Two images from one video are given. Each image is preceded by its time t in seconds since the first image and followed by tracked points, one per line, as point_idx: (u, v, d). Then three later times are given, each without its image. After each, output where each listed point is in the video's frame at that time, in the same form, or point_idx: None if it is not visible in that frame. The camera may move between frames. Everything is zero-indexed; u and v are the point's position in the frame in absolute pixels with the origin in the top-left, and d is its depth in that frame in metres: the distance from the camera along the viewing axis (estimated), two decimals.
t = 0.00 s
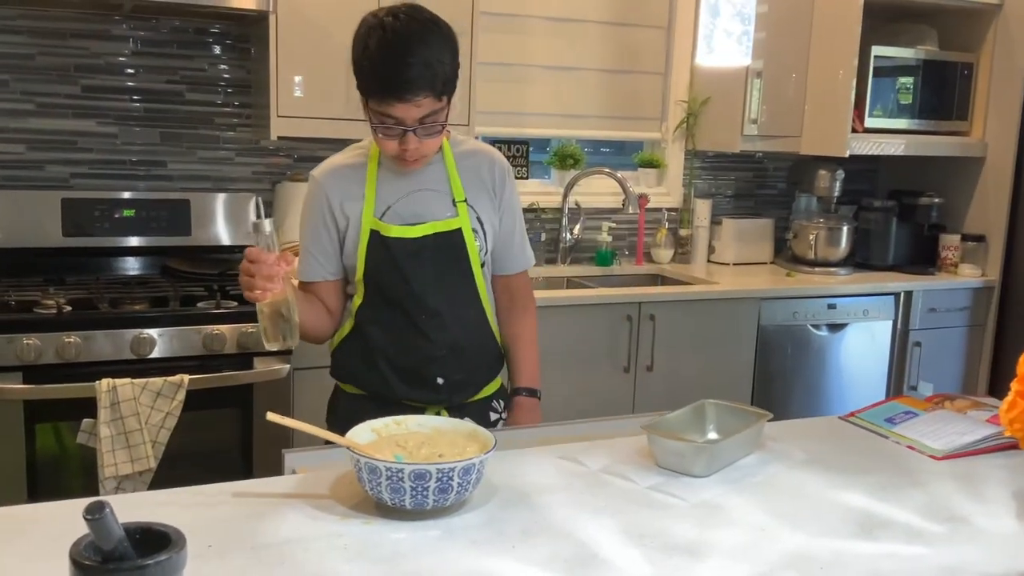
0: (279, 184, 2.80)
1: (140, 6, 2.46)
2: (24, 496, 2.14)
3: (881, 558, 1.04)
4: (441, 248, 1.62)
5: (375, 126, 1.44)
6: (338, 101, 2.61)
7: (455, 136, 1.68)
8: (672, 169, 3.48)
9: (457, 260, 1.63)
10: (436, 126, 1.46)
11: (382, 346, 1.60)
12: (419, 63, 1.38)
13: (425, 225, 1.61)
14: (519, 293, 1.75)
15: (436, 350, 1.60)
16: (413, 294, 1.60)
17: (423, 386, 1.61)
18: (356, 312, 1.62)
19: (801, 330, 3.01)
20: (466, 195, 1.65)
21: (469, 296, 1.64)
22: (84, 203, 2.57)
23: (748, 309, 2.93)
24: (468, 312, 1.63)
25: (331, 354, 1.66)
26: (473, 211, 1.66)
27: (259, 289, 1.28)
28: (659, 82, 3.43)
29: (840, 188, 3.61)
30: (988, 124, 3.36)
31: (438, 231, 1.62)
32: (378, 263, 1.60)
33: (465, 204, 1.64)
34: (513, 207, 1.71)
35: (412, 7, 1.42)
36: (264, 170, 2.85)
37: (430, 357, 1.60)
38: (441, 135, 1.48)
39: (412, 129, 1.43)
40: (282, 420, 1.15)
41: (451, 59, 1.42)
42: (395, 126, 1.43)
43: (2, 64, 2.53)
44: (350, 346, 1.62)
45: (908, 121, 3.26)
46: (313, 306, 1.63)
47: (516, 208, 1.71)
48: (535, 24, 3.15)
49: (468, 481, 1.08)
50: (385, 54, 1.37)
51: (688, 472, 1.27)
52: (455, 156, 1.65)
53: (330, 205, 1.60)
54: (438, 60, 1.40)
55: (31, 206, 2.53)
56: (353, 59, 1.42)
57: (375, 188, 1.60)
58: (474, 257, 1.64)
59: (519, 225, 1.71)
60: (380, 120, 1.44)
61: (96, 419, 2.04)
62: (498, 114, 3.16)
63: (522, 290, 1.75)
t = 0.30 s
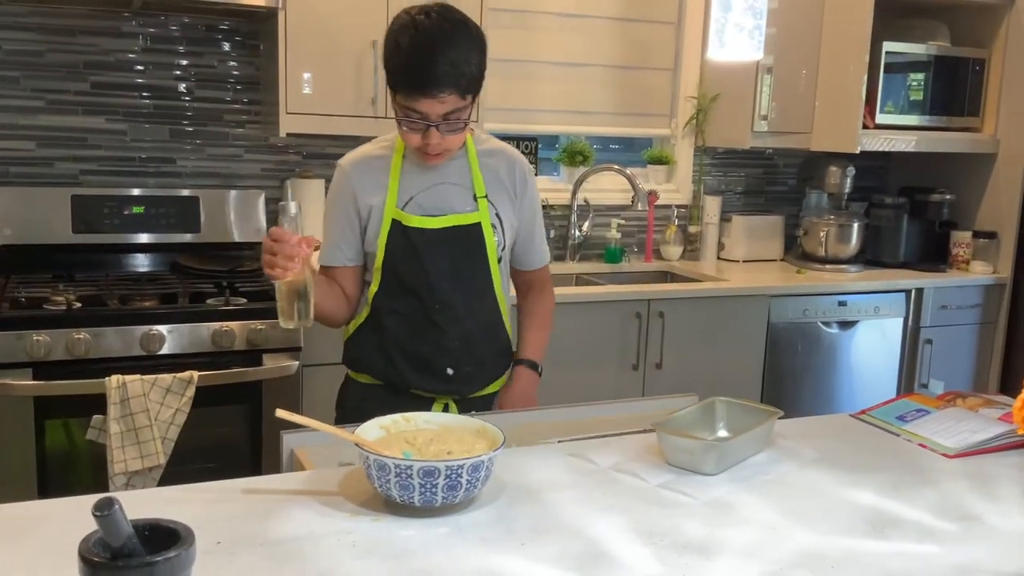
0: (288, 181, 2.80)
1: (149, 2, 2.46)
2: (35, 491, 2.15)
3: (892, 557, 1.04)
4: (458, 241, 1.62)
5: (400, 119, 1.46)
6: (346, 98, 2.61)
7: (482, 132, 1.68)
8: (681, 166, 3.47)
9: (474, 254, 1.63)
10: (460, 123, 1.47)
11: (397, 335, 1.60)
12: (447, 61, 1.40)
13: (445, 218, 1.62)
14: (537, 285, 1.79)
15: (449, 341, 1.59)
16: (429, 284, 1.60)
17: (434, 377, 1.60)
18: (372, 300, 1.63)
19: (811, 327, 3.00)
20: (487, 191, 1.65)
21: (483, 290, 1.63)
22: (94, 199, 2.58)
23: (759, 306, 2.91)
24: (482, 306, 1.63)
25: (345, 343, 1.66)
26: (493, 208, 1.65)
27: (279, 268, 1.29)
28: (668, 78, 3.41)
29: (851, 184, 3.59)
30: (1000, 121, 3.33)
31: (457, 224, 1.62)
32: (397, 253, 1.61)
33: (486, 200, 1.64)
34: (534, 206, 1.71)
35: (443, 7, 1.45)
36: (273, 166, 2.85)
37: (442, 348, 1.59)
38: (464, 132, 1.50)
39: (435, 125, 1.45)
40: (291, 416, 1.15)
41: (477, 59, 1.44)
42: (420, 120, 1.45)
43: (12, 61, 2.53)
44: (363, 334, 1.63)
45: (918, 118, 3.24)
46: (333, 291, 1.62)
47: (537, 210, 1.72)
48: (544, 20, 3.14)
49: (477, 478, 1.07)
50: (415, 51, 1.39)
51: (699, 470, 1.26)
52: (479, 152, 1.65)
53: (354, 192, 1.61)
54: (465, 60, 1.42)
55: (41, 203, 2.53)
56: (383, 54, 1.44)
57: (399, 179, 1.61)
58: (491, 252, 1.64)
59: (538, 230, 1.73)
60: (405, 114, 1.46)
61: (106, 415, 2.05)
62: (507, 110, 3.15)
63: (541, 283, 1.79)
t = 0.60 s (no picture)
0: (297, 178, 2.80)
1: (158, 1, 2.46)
2: (45, 488, 2.16)
3: (902, 556, 1.03)
4: (451, 237, 1.62)
5: (407, 110, 1.44)
6: (354, 95, 2.60)
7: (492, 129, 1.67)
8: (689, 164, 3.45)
9: (467, 250, 1.63)
10: (467, 121, 1.45)
11: (388, 327, 1.62)
12: (458, 58, 1.37)
13: (440, 213, 1.62)
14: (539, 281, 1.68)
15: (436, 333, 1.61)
16: (420, 279, 1.61)
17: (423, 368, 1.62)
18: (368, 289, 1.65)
19: (820, 325, 2.99)
20: (487, 188, 1.64)
21: (474, 285, 1.64)
22: (103, 197, 2.59)
23: (768, 303, 2.90)
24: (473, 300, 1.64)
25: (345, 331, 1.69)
26: (491, 205, 1.64)
27: (286, 252, 1.40)
28: (677, 75, 3.39)
29: (861, 182, 3.57)
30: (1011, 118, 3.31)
31: (451, 220, 1.62)
32: (391, 245, 1.62)
33: (484, 196, 1.63)
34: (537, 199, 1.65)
35: (464, 6, 1.42)
36: (282, 164, 2.85)
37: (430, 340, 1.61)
38: (471, 131, 1.47)
39: (441, 121, 1.43)
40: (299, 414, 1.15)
41: (490, 60, 1.42)
42: (426, 115, 1.44)
43: (22, 60, 2.54)
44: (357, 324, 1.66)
45: (928, 115, 3.22)
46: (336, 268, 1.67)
47: (542, 202, 1.66)
48: (553, 17, 3.14)
49: (485, 476, 1.07)
50: (427, 46, 1.37)
51: (709, 468, 1.25)
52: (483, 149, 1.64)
53: (360, 182, 1.64)
54: (476, 59, 1.39)
55: (50, 201, 2.54)
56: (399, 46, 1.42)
57: (400, 172, 1.63)
58: (485, 249, 1.64)
59: (540, 224, 1.65)
60: (413, 106, 1.44)
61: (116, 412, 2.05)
62: (515, 107, 3.15)
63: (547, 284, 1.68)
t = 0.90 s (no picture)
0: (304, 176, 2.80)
1: None
2: (54, 485, 2.17)
3: (912, 554, 1.03)
4: (392, 244, 1.60)
5: (346, 117, 1.39)
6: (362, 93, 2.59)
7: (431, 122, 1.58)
8: (697, 161, 3.43)
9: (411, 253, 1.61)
10: (406, 124, 1.40)
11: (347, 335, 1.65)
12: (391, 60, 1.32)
13: (375, 221, 1.59)
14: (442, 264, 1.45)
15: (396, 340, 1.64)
16: (370, 287, 1.62)
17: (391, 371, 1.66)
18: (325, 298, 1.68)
19: (828, 322, 2.98)
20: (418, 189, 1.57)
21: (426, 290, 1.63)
22: (111, 195, 2.59)
23: (776, 301, 2.90)
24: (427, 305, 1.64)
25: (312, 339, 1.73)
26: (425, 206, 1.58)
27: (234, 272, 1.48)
28: (685, 72, 3.37)
29: (870, 179, 3.56)
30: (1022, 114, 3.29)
31: (386, 228, 1.59)
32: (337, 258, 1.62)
33: (415, 199, 1.57)
34: (453, 185, 1.51)
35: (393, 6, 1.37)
36: (290, 162, 2.86)
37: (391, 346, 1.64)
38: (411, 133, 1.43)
39: (381, 125, 1.38)
40: (305, 412, 1.15)
41: (424, 59, 1.37)
42: (364, 121, 1.38)
43: (30, 58, 2.55)
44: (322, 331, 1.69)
45: (938, 111, 3.20)
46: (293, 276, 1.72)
47: (459, 185, 1.50)
48: (560, 15, 3.13)
49: (492, 473, 1.07)
50: (359, 49, 1.32)
51: (716, 466, 1.25)
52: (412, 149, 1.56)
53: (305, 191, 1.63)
54: (411, 58, 1.34)
55: (59, 199, 2.54)
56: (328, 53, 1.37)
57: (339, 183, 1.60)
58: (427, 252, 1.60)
59: (442, 210, 1.49)
60: (350, 113, 1.39)
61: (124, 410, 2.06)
62: (522, 105, 3.14)
63: (453, 266, 1.45)
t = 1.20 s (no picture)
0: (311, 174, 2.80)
1: None
2: (61, 483, 2.18)
3: (918, 552, 1.02)
4: (345, 250, 1.54)
5: (273, 131, 1.34)
6: (368, 90, 2.58)
7: (367, 116, 1.50)
8: (703, 158, 3.42)
9: (366, 257, 1.55)
10: (336, 128, 1.35)
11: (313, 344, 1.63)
12: (308, 67, 1.26)
13: (324, 229, 1.53)
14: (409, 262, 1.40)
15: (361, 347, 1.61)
16: (327, 297, 1.59)
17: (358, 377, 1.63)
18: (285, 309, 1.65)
19: (835, 320, 2.97)
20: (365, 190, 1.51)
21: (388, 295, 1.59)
22: (119, 193, 2.59)
23: (783, 299, 2.89)
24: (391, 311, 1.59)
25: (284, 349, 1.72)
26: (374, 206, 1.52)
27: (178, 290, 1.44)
28: (691, 69, 3.36)
29: (877, 177, 3.54)
30: None
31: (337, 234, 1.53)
32: (294, 269, 1.58)
33: (363, 200, 1.51)
34: (397, 179, 1.43)
35: (301, 8, 1.30)
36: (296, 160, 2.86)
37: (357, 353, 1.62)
38: (343, 135, 1.38)
39: (311, 134, 1.33)
40: (312, 408, 1.15)
41: (342, 58, 1.31)
42: (294, 133, 1.33)
43: (37, 57, 2.55)
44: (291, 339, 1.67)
45: (945, 108, 3.18)
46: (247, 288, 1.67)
47: (403, 177, 1.43)
48: (566, 12, 3.13)
49: (498, 471, 1.07)
50: (273, 62, 1.26)
51: (723, 464, 1.25)
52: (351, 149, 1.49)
53: (253, 206, 1.59)
54: (329, 61, 1.28)
55: (66, 198, 2.55)
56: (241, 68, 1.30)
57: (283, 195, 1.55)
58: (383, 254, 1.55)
59: (391, 206, 1.42)
60: (277, 126, 1.33)
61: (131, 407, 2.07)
62: (528, 103, 3.14)
63: (420, 264, 1.41)
